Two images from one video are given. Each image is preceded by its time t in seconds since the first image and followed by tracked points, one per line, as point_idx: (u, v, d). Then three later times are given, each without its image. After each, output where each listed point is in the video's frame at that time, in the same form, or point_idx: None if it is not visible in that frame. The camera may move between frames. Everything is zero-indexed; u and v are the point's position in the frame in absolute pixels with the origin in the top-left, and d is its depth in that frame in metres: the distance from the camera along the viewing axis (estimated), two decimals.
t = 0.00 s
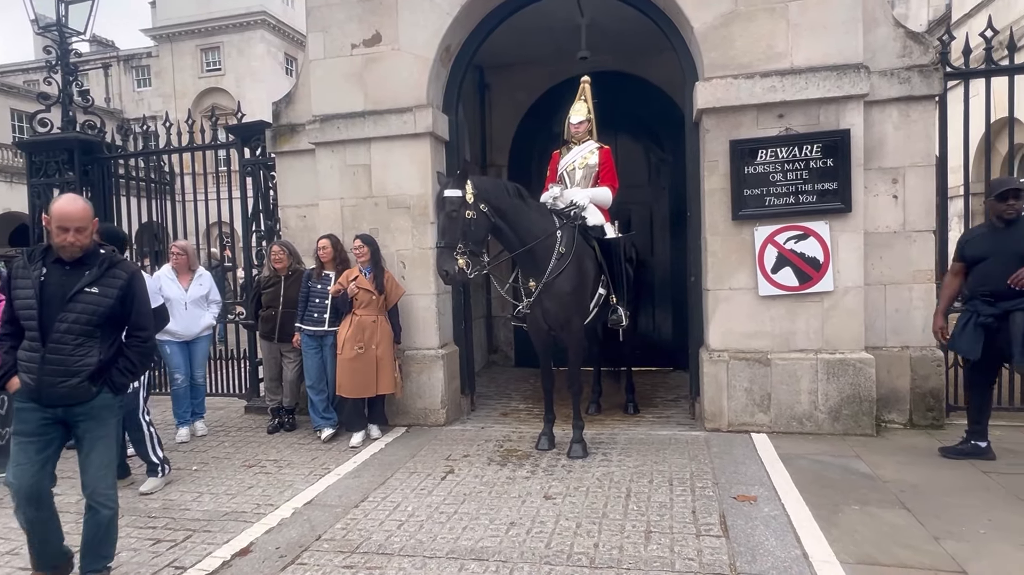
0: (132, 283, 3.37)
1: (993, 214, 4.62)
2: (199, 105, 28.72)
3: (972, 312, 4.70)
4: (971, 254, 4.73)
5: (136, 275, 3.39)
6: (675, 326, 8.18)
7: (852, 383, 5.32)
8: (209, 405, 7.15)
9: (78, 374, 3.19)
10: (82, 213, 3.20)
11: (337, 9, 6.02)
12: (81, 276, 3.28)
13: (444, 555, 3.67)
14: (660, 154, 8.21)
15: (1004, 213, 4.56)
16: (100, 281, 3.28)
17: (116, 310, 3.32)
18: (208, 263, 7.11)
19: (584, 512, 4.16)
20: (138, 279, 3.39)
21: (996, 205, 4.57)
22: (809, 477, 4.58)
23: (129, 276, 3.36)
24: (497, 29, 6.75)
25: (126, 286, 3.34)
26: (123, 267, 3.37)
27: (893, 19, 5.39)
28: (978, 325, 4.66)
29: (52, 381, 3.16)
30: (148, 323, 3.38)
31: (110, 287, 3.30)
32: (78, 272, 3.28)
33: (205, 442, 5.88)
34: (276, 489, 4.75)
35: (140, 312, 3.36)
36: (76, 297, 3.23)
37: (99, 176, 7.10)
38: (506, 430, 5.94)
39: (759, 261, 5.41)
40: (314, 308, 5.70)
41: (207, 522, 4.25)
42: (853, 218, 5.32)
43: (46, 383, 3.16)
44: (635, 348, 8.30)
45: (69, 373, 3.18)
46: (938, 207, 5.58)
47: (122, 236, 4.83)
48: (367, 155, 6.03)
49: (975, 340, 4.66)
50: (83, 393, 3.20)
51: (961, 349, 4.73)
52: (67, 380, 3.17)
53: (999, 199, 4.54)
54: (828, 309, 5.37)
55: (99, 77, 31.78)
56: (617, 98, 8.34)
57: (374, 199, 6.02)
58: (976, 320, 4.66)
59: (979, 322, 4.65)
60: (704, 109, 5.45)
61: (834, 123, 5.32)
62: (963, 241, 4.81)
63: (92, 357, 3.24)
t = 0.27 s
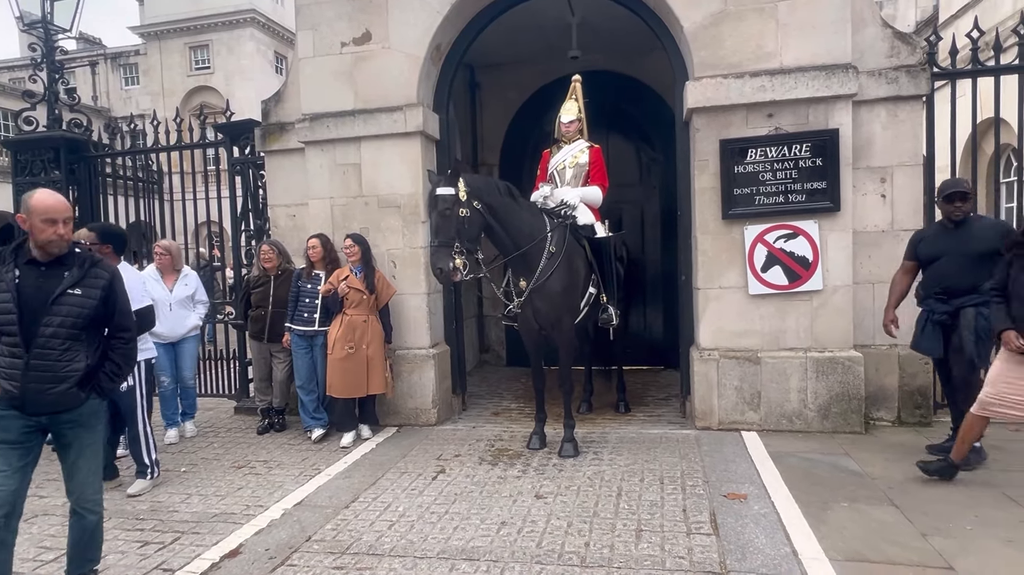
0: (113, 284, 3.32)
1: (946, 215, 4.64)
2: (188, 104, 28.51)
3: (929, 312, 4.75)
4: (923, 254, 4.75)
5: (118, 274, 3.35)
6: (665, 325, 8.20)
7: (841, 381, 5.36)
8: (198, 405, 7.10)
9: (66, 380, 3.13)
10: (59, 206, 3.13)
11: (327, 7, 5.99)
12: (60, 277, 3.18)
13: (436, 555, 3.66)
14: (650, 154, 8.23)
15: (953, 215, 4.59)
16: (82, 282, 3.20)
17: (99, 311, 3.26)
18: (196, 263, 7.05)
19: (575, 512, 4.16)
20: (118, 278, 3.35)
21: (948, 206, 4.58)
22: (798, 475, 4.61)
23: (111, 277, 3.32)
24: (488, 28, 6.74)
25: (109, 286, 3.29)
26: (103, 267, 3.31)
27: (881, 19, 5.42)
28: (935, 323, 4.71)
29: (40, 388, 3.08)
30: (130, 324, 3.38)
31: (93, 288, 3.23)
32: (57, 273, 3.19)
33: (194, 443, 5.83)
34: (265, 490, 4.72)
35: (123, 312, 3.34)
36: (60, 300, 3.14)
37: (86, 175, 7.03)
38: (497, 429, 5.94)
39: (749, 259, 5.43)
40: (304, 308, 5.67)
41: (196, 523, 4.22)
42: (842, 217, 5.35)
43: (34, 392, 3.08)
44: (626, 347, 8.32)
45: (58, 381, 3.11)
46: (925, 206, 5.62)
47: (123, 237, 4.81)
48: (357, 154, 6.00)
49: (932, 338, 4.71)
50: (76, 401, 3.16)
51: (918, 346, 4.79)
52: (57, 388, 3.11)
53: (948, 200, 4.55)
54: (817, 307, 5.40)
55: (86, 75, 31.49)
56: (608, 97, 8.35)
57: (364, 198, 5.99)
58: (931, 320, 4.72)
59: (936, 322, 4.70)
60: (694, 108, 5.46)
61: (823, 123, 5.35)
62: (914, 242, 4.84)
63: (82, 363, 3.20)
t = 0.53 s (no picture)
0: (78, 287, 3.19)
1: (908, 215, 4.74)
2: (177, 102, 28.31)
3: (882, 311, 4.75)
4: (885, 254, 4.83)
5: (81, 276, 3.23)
6: (656, 323, 8.22)
7: (829, 379, 5.40)
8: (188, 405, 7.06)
9: (46, 390, 3.01)
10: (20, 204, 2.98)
11: (317, 5, 5.96)
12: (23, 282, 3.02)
13: (427, 555, 3.65)
14: (641, 153, 8.26)
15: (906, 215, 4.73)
16: (47, 286, 3.07)
17: (66, 316, 3.12)
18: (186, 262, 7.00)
19: (567, 510, 4.17)
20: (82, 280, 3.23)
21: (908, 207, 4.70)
22: (788, 472, 4.64)
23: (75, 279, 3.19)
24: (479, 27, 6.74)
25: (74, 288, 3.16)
26: (64, 267, 3.19)
27: (869, 20, 5.46)
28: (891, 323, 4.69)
29: (21, 401, 2.95)
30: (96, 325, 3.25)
31: (59, 290, 3.10)
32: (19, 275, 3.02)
33: (184, 444, 5.80)
34: (255, 491, 4.70)
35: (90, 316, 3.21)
36: (29, 305, 3.00)
37: (73, 174, 6.97)
38: (489, 428, 5.94)
39: (738, 259, 5.46)
40: (294, 308, 5.65)
41: (185, 525, 4.19)
42: (830, 216, 5.39)
43: (12, 408, 2.93)
44: (617, 345, 8.34)
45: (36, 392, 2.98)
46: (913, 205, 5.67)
47: (119, 236, 4.76)
48: (347, 153, 5.98)
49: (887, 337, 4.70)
50: (55, 411, 3.04)
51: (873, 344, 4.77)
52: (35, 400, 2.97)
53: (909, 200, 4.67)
54: (806, 306, 5.44)
55: (73, 72, 31.18)
56: (599, 97, 8.37)
57: (355, 197, 5.97)
58: (887, 320, 4.70)
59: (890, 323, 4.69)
60: (685, 108, 5.48)
61: (812, 123, 5.38)
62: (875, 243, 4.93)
63: (58, 370, 3.07)
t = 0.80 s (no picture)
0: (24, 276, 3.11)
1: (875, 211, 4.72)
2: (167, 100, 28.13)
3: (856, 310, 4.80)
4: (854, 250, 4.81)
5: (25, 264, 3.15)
6: (649, 322, 8.24)
7: (821, 377, 5.43)
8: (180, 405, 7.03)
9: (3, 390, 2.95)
10: None
11: (308, 3, 5.93)
12: None
13: (419, 555, 3.65)
14: (633, 152, 8.27)
15: (870, 212, 4.74)
16: None
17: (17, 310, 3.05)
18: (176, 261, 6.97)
19: (559, 509, 4.17)
20: (27, 269, 3.15)
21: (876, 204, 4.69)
22: (779, 470, 4.66)
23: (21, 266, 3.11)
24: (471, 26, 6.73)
25: (23, 278, 3.09)
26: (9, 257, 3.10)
27: (860, 20, 5.49)
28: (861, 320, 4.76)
29: None
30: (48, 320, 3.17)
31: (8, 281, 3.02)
32: None
33: (175, 444, 5.76)
34: (247, 491, 4.67)
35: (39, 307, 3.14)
36: None
37: (61, 172, 6.91)
38: (482, 427, 5.94)
39: (731, 258, 5.48)
40: (286, 307, 5.62)
41: (176, 526, 4.16)
42: (821, 216, 5.42)
43: None
44: (610, 344, 8.36)
45: None
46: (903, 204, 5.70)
47: (111, 234, 4.72)
48: (339, 152, 5.96)
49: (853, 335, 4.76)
50: (17, 412, 2.99)
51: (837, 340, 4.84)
52: None
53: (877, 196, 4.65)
54: (797, 305, 5.47)
55: (61, 70, 30.90)
56: (591, 96, 8.38)
57: (347, 196, 5.95)
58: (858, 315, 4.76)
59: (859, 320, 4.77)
60: (677, 107, 5.50)
61: (803, 122, 5.41)
62: (844, 238, 4.90)
63: (14, 369, 3.01)
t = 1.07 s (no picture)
0: None
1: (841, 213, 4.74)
2: (159, 98, 27.97)
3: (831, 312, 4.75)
4: (824, 254, 4.77)
5: None
6: (643, 322, 8.26)
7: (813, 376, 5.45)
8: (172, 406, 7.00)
9: None
10: None
11: (302, 1, 5.90)
12: None
13: (414, 554, 3.64)
14: (628, 152, 8.28)
15: (837, 212, 4.74)
16: None
17: None
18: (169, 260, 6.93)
19: (554, 508, 4.18)
20: None
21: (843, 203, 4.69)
22: (772, 468, 4.69)
23: None
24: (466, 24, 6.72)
25: None
26: None
27: (853, 21, 5.51)
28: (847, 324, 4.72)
29: None
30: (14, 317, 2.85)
31: None
32: None
33: (167, 445, 5.74)
34: (240, 491, 4.65)
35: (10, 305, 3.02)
36: None
37: (52, 171, 6.86)
38: (476, 427, 5.94)
39: (724, 257, 5.50)
40: (280, 306, 5.61)
41: (169, 526, 4.14)
42: (814, 215, 5.45)
43: None
44: (605, 343, 8.37)
45: None
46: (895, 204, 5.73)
47: (103, 233, 4.67)
48: (333, 151, 5.94)
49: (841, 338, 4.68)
50: None
51: (816, 344, 4.75)
52: None
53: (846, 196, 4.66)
54: (790, 304, 5.49)
55: (52, 67, 30.67)
56: (586, 95, 8.39)
57: (341, 195, 5.94)
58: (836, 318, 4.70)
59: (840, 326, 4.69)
60: (671, 107, 5.51)
61: (796, 122, 5.43)
62: (811, 243, 4.86)
63: None
